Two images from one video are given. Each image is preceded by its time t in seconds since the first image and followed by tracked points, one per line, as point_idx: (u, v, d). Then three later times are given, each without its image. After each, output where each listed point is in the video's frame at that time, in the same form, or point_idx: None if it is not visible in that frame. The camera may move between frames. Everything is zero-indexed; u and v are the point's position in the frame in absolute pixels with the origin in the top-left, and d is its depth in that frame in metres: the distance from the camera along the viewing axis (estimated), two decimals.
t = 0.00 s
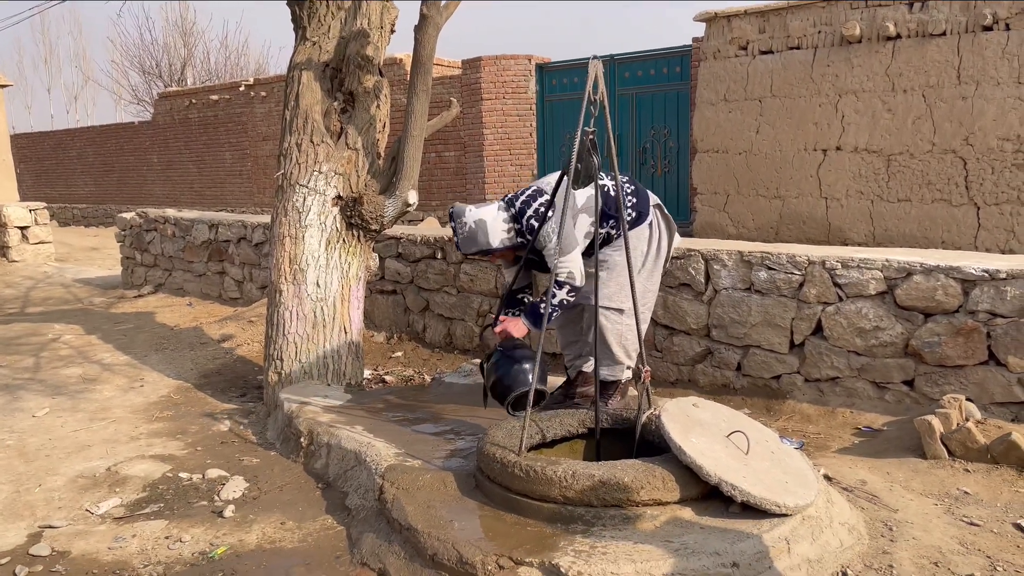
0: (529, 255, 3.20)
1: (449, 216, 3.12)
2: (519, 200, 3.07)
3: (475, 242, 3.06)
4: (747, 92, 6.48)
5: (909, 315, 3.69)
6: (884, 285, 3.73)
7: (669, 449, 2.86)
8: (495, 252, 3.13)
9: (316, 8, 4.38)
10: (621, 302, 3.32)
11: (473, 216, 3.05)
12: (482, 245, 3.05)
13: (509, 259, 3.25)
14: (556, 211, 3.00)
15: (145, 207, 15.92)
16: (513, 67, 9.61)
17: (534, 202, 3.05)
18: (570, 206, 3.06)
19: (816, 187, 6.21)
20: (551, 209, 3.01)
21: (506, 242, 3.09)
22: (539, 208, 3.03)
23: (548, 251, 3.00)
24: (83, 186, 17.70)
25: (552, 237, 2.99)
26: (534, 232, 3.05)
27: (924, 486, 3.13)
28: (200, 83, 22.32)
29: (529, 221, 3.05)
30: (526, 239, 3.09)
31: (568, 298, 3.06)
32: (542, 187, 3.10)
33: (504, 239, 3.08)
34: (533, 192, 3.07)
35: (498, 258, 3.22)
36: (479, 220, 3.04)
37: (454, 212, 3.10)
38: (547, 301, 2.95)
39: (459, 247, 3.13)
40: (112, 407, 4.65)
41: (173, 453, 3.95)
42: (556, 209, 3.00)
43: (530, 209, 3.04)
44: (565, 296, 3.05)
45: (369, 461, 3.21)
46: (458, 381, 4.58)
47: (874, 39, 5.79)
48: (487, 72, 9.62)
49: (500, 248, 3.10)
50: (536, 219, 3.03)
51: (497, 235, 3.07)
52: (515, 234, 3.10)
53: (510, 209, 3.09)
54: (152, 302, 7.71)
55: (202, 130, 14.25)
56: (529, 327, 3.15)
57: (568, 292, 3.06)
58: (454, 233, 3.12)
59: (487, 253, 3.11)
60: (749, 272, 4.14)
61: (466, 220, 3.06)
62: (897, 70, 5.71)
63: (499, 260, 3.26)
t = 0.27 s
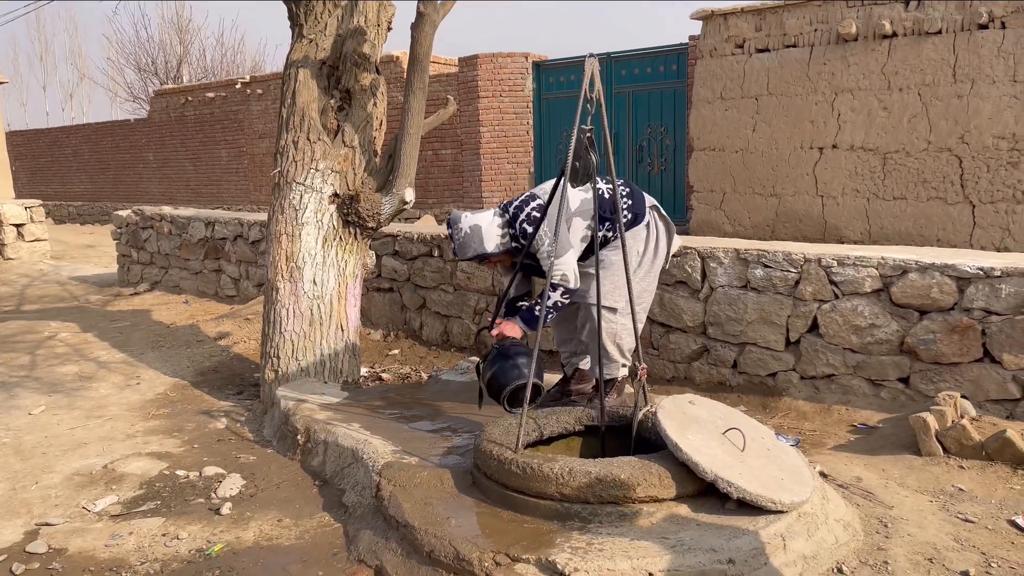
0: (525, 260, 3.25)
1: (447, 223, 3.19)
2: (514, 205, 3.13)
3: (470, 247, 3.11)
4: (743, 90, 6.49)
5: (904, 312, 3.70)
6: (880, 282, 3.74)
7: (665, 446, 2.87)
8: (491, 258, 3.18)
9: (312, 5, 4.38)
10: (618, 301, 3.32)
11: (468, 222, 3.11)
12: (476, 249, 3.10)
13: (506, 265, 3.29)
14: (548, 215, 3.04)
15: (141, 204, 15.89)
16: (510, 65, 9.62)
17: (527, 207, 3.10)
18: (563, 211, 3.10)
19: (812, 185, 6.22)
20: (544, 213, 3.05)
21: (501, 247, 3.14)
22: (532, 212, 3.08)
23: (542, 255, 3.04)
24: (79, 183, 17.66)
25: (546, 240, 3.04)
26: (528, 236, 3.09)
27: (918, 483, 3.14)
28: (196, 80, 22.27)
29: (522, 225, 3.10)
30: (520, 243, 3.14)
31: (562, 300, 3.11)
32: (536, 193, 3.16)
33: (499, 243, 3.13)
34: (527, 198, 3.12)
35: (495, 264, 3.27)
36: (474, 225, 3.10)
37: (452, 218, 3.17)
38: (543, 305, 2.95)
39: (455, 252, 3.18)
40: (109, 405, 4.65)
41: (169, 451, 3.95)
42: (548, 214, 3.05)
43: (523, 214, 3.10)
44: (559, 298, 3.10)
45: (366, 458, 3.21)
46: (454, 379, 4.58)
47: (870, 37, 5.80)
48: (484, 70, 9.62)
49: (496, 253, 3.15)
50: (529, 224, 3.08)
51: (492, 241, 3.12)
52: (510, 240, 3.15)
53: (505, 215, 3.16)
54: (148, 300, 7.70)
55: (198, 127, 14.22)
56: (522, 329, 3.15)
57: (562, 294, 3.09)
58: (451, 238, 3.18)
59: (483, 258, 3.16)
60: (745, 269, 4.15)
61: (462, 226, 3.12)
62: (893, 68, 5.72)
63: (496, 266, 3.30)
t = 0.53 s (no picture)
0: (523, 263, 3.25)
1: (445, 226, 3.19)
2: (511, 209, 3.13)
3: (468, 251, 3.11)
4: (741, 88, 6.49)
5: (901, 311, 3.71)
6: (877, 281, 3.75)
7: (662, 444, 2.87)
8: (489, 260, 3.18)
9: (310, 2, 4.37)
10: (616, 301, 3.32)
11: (467, 224, 3.12)
12: (475, 252, 3.11)
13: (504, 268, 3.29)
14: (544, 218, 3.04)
15: (138, 202, 15.86)
16: (507, 63, 9.62)
17: (524, 210, 3.10)
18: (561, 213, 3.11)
19: (809, 184, 6.23)
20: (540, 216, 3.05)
21: (499, 250, 3.15)
22: (529, 215, 3.08)
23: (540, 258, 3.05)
24: (75, 181, 17.61)
25: (543, 243, 3.05)
26: (525, 238, 3.10)
27: (915, 480, 3.16)
28: (193, 78, 22.23)
29: (519, 228, 3.10)
30: (518, 246, 3.14)
31: (560, 301, 3.12)
32: (532, 196, 3.16)
33: (498, 246, 3.14)
34: (524, 201, 3.13)
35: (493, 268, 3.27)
36: (473, 228, 3.11)
37: (450, 221, 3.17)
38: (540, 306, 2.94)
39: (454, 255, 3.18)
40: (106, 402, 4.64)
41: (167, 448, 3.95)
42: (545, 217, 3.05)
43: (520, 217, 3.10)
44: (557, 300, 3.11)
45: (364, 456, 3.22)
46: (452, 376, 4.59)
47: (868, 36, 5.81)
48: (482, 68, 9.61)
49: (494, 255, 3.15)
50: (526, 227, 3.08)
51: (491, 243, 3.12)
52: (508, 243, 3.15)
53: (502, 218, 3.16)
54: (145, 297, 7.69)
55: (195, 125, 14.19)
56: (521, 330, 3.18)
57: (560, 296, 3.10)
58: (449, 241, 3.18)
59: (481, 261, 3.17)
60: (742, 267, 4.16)
61: (460, 228, 3.13)
62: (890, 67, 5.72)
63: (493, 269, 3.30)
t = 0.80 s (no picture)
0: (522, 263, 3.24)
1: (443, 226, 3.19)
2: (509, 209, 3.13)
3: (467, 250, 3.11)
4: (739, 86, 6.49)
5: (898, 308, 3.71)
6: (874, 278, 3.75)
7: (659, 441, 2.87)
8: (488, 260, 3.18)
9: None
10: (614, 297, 3.32)
11: (465, 224, 3.13)
12: (474, 252, 3.11)
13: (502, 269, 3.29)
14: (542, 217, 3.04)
15: (135, 199, 15.84)
16: (506, 61, 9.61)
17: (522, 209, 3.10)
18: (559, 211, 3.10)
19: (807, 182, 6.23)
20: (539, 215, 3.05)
21: (498, 250, 3.15)
22: (527, 214, 3.08)
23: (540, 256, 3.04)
24: (73, 178, 17.58)
25: (542, 241, 3.04)
26: (523, 237, 3.09)
27: (911, 478, 3.16)
28: (191, 75, 22.21)
29: (517, 228, 3.10)
30: (517, 245, 3.14)
31: (561, 299, 3.10)
32: (530, 196, 3.16)
33: (497, 246, 3.14)
34: (521, 201, 3.13)
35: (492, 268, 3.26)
36: (472, 227, 3.11)
37: (448, 221, 3.18)
38: (540, 302, 2.94)
39: (452, 255, 3.17)
40: (103, 399, 4.64)
41: (164, 445, 3.94)
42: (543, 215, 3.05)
43: (518, 216, 3.10)
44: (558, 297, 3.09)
45: (361, 453, 3.21)
46: (449, 373, 4.59)
47: (866, 34, 5.81)
48: (480, 65, 9.61)
49: (493, 254, 3.15)
50: (524, 226, 3.08)
51: (490, 242, 3.12)
52: (507, 243, 3.15)
53: (501, 219, 3.17)
54: (142, 294, 7.68)
55: (193, 122, 14.17)
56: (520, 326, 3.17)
57: (562, 293, 3.10)
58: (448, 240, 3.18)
59: (479, 261, 3.17)
60: (740, 265, 4.16)
61: (459, 228, 3.13)
62: (888, 65, 5.72)
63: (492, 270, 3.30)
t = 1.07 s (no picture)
0: (522, 259, 3.23)
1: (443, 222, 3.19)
2: (509, 204, 3.14)
3: (467, 245, 3.11)
4: (738, 84, 6.49)
5: (897, 306, 3.71)
6: (873, 276, 3.75)
7: (658, 438, 2.87)
8: (488, 255, 3.16)
9: None
10: (614, 293, 3.31)
11: (465, 219, 3.12)
12: (473, 247, 3.10)
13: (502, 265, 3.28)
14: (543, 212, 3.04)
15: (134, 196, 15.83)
16: (505, 58, 9.60)
17: (522, 205, 3.10)
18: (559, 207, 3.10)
19: (806, 180, 6.22)
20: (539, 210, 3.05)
21: (497, 245, 3.13)
22: (527, 209, 3.08)
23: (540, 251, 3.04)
24: (71, 175, 17.56)
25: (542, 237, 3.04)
26: (524, 233, 3.09)
27: (910, 475, 3.16)
28: (190, 72, 22.19)
29: (518, 223, 3.10)
30: (517, 241, 3.13)
31: (563, 294, 3.07)
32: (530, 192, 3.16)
33: (496, 241, 3.13)
34: (522, 197, 3.13)
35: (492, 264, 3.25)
36: (472, 222, 3.11)
37: (448, 216, 3.17)
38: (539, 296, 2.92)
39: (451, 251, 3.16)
40: (101, 397, 4.63)
41: (162, 442, 3.94)
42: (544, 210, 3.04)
43: (519, 212, 3.10)
44: (560, 292, 3.06)
45: (360, 450, 3.21)
46: (448, 371, 4.58)
47: (866, 32, 5.80)
48: (480, 63, 9.60)
49: (493, 250, 3.14)
50: (524, 221, 3.08)
51: (490, 237, 3.12)
52: (507, 238, 3.15)
53: (501, 214, 3.17)
54: (141, 292, 7.67)
55: (192, 119, 14.16)
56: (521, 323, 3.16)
57: (562, 288, 3.06)
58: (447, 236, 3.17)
59: (479, 256, 3.16)
60: (739, 263, 4.16)
61: (459, 222, 3.13)
62: (888, 63, 5.72)
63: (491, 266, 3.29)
